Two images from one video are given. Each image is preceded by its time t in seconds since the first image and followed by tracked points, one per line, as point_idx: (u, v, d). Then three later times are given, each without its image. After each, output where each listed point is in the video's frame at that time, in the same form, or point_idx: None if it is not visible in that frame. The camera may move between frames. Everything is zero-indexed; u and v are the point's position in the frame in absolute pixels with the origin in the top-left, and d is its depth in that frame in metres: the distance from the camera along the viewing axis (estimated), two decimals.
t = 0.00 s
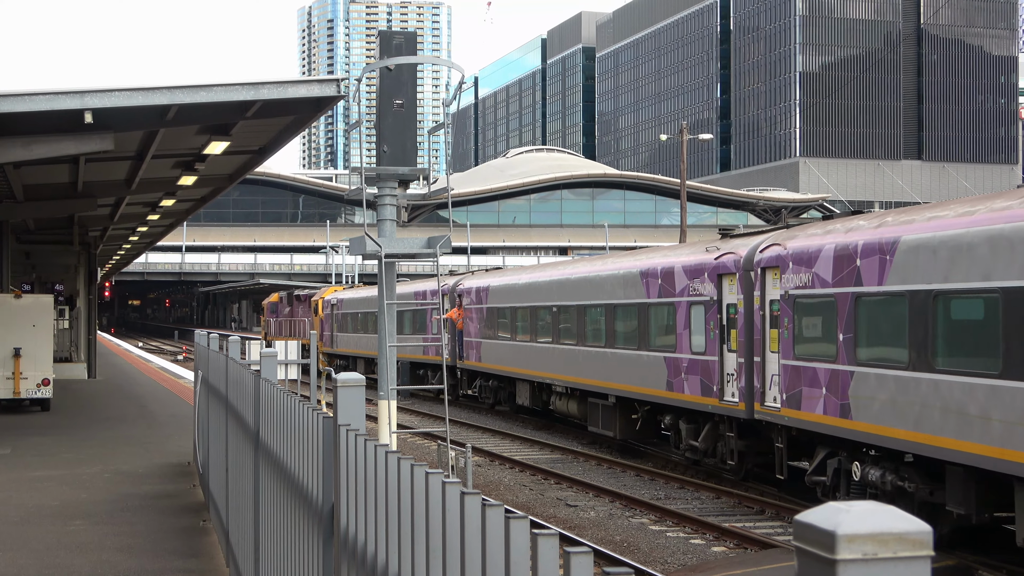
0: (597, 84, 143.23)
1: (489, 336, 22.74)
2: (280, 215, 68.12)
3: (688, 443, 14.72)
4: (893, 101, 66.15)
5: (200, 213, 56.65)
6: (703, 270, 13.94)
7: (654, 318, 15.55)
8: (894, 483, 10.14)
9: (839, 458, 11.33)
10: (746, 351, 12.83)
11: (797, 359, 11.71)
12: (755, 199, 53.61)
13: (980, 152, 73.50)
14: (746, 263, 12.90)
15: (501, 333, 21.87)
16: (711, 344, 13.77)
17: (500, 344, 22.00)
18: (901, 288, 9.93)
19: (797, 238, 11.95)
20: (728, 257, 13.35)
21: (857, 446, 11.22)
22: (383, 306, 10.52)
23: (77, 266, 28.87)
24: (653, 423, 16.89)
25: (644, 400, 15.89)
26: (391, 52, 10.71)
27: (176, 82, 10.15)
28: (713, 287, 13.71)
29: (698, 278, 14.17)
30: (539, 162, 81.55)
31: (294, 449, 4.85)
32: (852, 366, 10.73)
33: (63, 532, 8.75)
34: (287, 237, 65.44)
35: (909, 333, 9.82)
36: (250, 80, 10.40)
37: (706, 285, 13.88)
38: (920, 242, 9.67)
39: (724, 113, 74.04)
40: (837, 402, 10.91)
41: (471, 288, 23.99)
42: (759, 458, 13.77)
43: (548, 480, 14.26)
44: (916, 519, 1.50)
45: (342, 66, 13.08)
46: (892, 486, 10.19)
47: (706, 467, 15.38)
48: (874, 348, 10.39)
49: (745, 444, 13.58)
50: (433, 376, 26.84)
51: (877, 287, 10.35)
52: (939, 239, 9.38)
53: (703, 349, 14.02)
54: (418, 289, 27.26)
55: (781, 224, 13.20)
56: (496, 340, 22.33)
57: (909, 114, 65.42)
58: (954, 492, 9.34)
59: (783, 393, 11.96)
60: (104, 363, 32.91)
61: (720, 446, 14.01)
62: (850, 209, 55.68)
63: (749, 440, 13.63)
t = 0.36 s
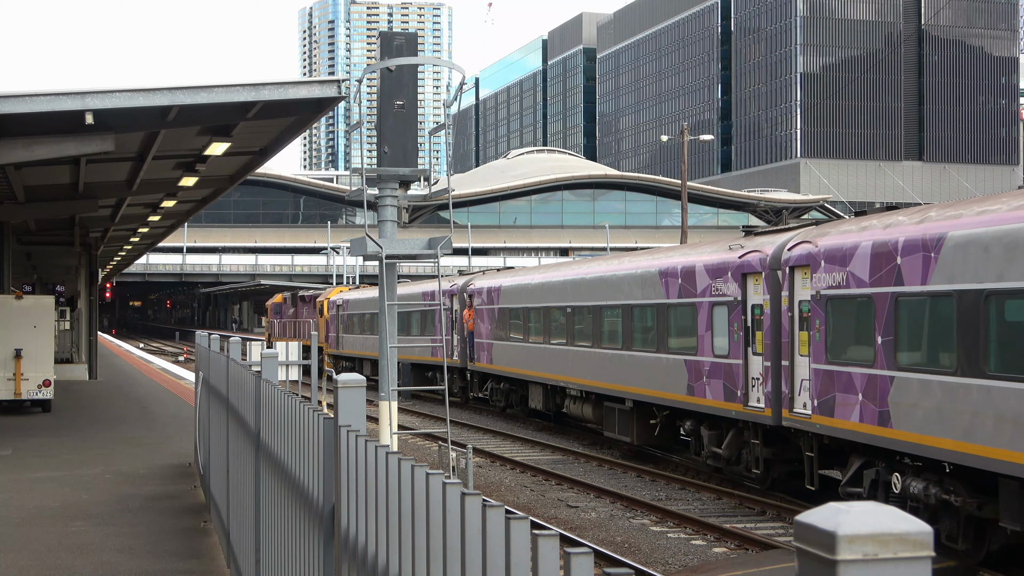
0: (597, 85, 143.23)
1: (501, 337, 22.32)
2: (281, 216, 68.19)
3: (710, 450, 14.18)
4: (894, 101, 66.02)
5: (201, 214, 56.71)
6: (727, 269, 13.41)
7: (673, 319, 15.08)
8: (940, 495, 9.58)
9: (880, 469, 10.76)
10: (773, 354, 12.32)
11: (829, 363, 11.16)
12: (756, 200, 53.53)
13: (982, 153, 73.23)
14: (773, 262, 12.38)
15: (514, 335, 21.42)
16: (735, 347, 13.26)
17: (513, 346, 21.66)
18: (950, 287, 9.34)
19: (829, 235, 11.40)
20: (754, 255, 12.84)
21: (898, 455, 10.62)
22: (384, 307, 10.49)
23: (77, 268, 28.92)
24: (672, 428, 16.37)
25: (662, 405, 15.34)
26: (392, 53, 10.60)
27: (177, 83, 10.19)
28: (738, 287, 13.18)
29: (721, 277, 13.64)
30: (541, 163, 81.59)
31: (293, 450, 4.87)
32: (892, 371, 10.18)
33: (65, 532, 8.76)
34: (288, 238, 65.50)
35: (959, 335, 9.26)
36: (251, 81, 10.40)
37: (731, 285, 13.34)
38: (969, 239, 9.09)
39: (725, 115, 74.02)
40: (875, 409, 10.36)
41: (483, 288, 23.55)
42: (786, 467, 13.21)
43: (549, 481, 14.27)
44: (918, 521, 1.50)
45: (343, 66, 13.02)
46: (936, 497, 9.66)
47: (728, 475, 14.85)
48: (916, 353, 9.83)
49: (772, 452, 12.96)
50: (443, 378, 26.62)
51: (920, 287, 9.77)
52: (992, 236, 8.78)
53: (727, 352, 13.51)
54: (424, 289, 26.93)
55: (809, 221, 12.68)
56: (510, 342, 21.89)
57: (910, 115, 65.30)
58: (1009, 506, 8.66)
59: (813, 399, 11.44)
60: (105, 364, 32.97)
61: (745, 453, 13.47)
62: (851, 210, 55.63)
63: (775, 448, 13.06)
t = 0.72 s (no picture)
0: (598, 86, 143.23)
1: (513, 338, 21.61)
2: (283, 217, 68.22)
3: (734, 457, 13.38)
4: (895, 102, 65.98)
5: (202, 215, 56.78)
6: (753, 267, 12.61)
7: (694, 320, 14.30)
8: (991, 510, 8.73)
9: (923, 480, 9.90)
10: (805, 358, 11.51)
11: (868, 367, 10.43)
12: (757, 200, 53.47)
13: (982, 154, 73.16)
14: (803, 260, 11.62)
15: (526, 336, 20.66)
16: (761, 350, 12.50)
17: (524, 347, 20.90)
18: (1002, 286, 8.60)
19: (866, 232, 10.67)
20: (783, 253, 12.05)
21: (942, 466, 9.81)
22: (386, 307, 10.47)
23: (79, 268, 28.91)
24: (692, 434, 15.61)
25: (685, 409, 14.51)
26: (392, 54, 10.57)
27: (179, 84, 10.20)
28: (764, 286, 12.41)
29: (745, 276, 12.86)
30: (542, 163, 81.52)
31: (294, 450, 4.88)
32: (938, 376, 9.42)
33: (65, 532, 8.77)
34: (288, 238, 65.54)
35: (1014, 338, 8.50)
36: (252, 81, 10.40)
37: (757, 284, 12.56)
38: None
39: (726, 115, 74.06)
40: (918, 416, 9.60)
41: (494, 287, 22.79)
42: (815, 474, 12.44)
43: (550, 481, 14.27)
44: (918, 520, 1.49)
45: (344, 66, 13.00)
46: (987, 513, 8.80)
47: (753, 482, 14.09)
48: (964, 355, 9.08)
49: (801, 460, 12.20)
50: (454, 381, 26.14)
51: (970, 287, 9.01)
52: None
53: (753, 354, 12.74)
54: (431, 288, 26.78)
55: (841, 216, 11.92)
56: (520, 343, 21.20)
57: (912, 115, 65.26)
58: None
59: (849, 406, 10.69)
60: (106, 364, 32.99)
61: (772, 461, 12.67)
62: (852, 210, 55.62)
63: (804, 455, 12.26)
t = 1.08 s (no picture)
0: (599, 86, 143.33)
1: (526, 339, 21.04)
2: (284, 216, 68.27)
3: (760, 465, 12.78)
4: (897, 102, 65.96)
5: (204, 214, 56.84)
6: (782, 265, 12.07)
7: (717, 320, 13.77)
8: None
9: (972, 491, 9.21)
10: (839, 361, 10.94)
11: (909, 370, 9.84)
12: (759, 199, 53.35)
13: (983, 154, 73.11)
14: (836, 257, 11.05)
15: (540, 337, 20.10)
16: (790, 351, 11.93)
17: (538, 348, 20.39)
18: None
19: (906, 227, 10.07)
20: (814, 250, 11.51)
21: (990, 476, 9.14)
22: (387, 307, 10.43)
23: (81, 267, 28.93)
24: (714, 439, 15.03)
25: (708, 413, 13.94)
26: (394, 53, 10.60)
27: (179, 83, 10.19)
28: (793, 284, 11.85)
29: (773, 274, 12.31)
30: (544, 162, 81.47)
31: (294, 450, 4.90)
32: (989, 380, 8.79)
33: (66, 532, 8.78)
34: (290, 237, 65.53)
35: None
36: (253, 81, 10.40)
37: (786, 284, 12.00)
38: None
39: (728, 114, 74.09)
40: (965, 423, 8.98)
41: (505, 286, 22.25)
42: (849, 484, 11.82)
43: (551, 481, 14.27)
44: (921, 521, 1.49)
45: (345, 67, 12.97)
46: None
47: (779, 490, 13.49)
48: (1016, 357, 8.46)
49: (833, 468, 11.57)
50: (464, 383, 25.76)
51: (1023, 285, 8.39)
52: None
53: (780, 356, 12.19)
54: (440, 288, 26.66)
55: (876, 212, 11.37)
56: (534, 343, 20.65)
57: (913, 115, 65.23)
58: None
59: (887, 411, 10.11)
60: (107, 364, 33.04)
61: (801, 468, 12.07)
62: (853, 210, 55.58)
63: (836, 463, 11.64)
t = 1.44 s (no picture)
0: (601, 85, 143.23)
1: (539, 338, 20.65)
2: (286, 216, 68.27)
3: (789, 472, 12.34)
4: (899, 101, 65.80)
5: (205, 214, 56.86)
6: (812, 261, 11.66)
7: (741, 320, 13.40)
8: None
9: None
10: (876, 363, 10.47)
11: (957, 373, 9.30)
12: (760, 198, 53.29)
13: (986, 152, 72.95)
14: (873, 251, 10.56)
15: (554, 336, 19.72)
16: (822, 353, 11.52)
17: (553, 347, 20.02)
18: None
19: (952, 220, 9.53)
20: (847, 244, 11.05)
21: None
22: (388, 307, 10.40)
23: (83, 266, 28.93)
24: (737, 444, 14.67)
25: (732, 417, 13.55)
26: (395, 52, 10.60)
27: (179, 83, 10.17)
28: (826, 282, 11.42)
29: (802, 270, 11.89)
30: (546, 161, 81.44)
31: (296, 448, 4.92)
32: None
33: (68, 532, 8.78)
34: (291, 237, 65.56)
35: None
36: (254, 82, 10.41)
37: (818, 280, 11.57)
38: None
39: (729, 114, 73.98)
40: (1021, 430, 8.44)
41: (518, 285, 21.88)
42: (883, 492, 11.38)
43: (554, 480, 14.27)
44: (921, 518, 1.49)
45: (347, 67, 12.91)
46: None
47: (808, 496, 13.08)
48: None
49: (867, 475, 11.16)
50: (476, 383, 25.61)
51: None
52: None
53: (811, 357, 11.77)
54: (451, 287, 26.62)
55: (914, 205, 10.87)
56: (547, 343, 20.32)
57: (915, 114, 65.06)
58: None
59: (931, 417, 9.56)
60: (109, 364, 33.01)
61: (833, 476, 11.63)
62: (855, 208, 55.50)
63: (871, 471, 11.23)
